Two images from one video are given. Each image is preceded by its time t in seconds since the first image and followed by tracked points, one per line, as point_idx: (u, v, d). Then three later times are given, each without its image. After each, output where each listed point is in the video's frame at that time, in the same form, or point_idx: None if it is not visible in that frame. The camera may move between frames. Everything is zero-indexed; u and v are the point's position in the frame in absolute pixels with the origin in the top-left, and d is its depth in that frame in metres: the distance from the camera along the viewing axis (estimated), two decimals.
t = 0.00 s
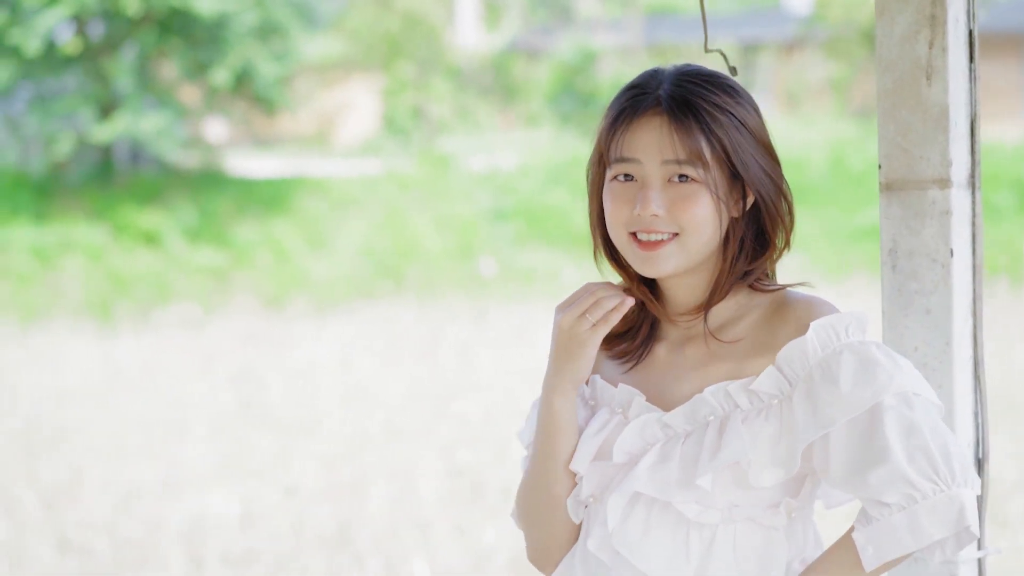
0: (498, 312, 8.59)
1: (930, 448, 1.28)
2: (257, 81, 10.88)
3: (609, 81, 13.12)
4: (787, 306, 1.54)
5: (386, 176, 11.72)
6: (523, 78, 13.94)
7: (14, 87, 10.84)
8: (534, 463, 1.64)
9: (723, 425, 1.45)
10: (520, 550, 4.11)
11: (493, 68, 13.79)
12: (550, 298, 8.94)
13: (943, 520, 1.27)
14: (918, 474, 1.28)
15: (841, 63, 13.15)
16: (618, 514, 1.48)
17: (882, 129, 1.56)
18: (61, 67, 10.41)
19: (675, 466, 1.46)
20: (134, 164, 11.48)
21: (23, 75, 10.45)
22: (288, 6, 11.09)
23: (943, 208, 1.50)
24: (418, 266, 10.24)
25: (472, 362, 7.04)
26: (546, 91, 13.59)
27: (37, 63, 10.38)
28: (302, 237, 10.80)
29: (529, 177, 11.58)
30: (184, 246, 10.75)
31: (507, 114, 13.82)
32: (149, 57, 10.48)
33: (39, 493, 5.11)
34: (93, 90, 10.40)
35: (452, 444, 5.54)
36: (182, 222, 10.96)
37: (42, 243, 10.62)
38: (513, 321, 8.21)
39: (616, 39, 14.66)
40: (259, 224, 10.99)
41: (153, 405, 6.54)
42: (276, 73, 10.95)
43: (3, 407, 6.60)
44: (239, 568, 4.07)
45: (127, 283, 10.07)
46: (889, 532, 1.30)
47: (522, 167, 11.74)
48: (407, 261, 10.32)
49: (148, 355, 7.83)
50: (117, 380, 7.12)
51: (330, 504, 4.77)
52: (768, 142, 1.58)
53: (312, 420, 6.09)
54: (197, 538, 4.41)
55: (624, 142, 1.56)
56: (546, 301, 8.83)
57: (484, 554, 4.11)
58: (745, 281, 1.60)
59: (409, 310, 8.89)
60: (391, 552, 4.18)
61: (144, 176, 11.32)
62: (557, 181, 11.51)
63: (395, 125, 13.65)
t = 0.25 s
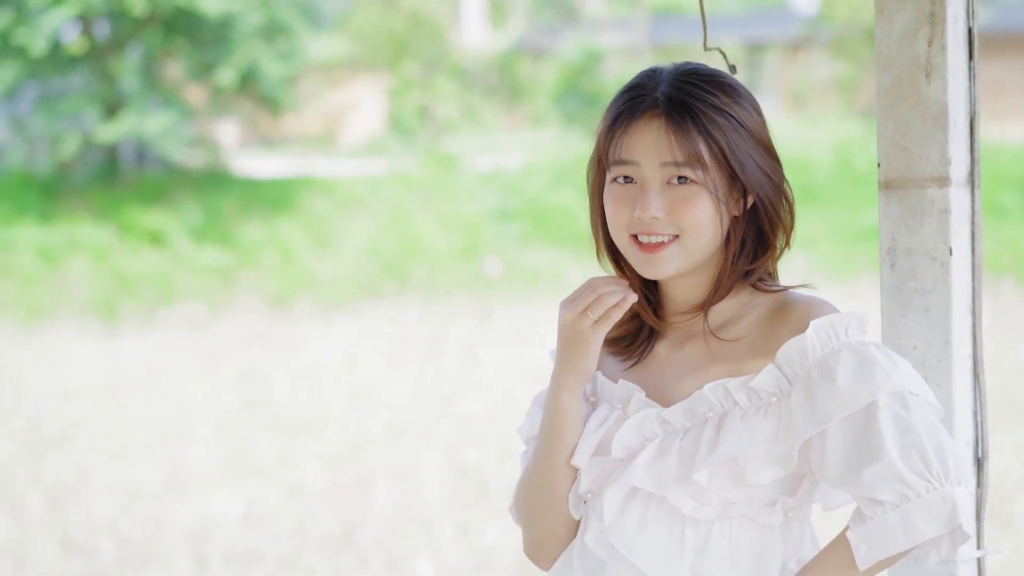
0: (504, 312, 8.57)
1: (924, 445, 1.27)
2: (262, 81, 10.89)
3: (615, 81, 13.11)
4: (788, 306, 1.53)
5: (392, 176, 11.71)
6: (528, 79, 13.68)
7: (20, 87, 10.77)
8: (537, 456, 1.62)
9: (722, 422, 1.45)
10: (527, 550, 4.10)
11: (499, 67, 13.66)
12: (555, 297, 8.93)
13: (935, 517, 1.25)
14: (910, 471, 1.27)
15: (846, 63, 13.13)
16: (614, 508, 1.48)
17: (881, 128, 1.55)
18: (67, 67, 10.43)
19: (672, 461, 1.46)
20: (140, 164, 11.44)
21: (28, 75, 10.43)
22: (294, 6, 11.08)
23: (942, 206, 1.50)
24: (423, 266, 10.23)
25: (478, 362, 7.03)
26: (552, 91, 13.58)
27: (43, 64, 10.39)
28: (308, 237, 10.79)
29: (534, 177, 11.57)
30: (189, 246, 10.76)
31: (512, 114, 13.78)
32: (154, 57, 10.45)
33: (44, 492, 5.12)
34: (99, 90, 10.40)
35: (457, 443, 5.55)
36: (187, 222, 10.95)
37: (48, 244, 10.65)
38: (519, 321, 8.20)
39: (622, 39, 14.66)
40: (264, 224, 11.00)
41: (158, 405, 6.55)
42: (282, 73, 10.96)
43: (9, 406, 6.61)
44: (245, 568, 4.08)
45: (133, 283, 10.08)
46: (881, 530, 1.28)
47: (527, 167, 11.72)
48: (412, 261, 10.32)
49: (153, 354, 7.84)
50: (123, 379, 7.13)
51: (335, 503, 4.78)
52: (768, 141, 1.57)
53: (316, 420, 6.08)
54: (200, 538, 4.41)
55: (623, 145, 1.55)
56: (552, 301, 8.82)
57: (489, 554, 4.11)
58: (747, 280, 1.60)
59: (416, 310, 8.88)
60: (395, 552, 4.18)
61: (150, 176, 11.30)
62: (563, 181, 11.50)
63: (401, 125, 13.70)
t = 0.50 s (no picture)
0: (507, 312, 8.58)
1: (915, 446, 1.27)
2: (265, 82, 10.92)
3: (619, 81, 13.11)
4: (787, 308, 1.53)
5: (395, 176, 11.72)
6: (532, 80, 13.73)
7: (23, 87, 10.65)
8: (538, 451, 1.60)
9: (719, 420, 1.45)
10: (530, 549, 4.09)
11: (502, 67, 13.60)
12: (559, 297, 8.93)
13: (926, 517, 1.26)
14: (902, 471, 1.27)
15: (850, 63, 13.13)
16: (610, 503, 1.48)
17: (878, 127, 1.55)
18: (72, 67, 10.42)
19: (669, 457, 1.46)
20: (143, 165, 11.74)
21: (32, 75, 10.37)
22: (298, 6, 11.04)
23: (938, 206, 1.50)
24: (426, 265, 10.23)
25: (481, 362, 7.03)
26: (556, 91, 13.58)
27: (46, 63, 10.35)
28: (311, 237, 10.79)
29: (538, 177, 11.56)
30: (193, 246, 10.77)
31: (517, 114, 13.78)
32: (158, 57, 10.49)
33: (47, 492, 5.11)
34: (103, 90, 10.41)
35: (460, 442, 5.55)
36: (191, 223, 10.99)
37: (51, 243, 10.65)
38: (523, 320, 8.20)
39: (625, 39, 14.68)
40: (268, 224, 11.02)
41: (161, 404, 6.56)
42: (285, 73, 10.98)
43: (12, 406, 6.60)
44: (248, 568, 4.08)
45: (137, 282, 10.08)
46: (872, 529, 1.29)
47: (531, 168, 11.71)
48: (415, 261, 10.31)
49: (157, 354, 7.84)
50: (126, 380, 7.12)
51: (338, 503, 4.77)
52: (765, 142, 1.57)
53: (320, 420, 6.09)
54: (203, 538, 4.42)
55: (620, 147, 1.55)
56: (556, 300, 8.82)
57: (493, 553, 4.11)
58: (747, 281, 1.59)
59: (420, 309, 8.89)
60: (397, 551, 4.17)
61: (153, 177, 11.50)
62: (567, 181, 11.50)
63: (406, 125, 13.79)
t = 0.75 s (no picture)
0: (512, 311, 8.59)
1: (905, 447, 1.27)
2: (270, 82, 10.96)
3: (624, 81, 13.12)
4: (786, 310, 1.52)
5: (400, 176, 11.73)
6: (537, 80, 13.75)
7: (28, 88, 10.73)
8: (540, 447, 1.59)
9: (718, 419, 1.44)
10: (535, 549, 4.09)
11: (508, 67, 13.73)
12: (563, 296, 8.92)
13: (914, 518, 1.25)
14: (891, 471, 1.26)
15: (854, 63, 13.13)
16: (607, 501, 1.48)
17: (875, 126, 1.55)
18: (76, 68, 10.43)
19: (667, 455, 1.45)
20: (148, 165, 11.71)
21: (37, 76, 10.42)
22: (302, 6, 11.05)
23: (935, 205, 1.50)
24: (431, 265, 10.23)
25: (486, 362, 7.03)
26: (561, 92, 13.61)
27: (51, 64, 10.40)
28: (316, 237, 10.80)
29: (543, 177, 11.55)
30: (197, 246, 10.78)
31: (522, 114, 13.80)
32: (162, 57, 10.51)
33: (51, 492, 5.11)
34: (108, 90, 10.40)
35: (465, 442, 5.56)
36: (196, 223, 11.01)
37: (56, 243, 10.66)
38: (528, 319, 8.21)
39: (630, 39, 14.71)
40: (273, 224, 11.03)
41: (165, 404, 6.57)
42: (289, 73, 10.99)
43: (17, 406, 6.62)
44: (254, 568, 4.08)
45: (142, 282, 10.10)
46: (862, 529, 1.28)
47: (536, 168, 11.70)
48: (420, 261, 10.31)
49: (161, 354, 7.86)
50: (131, 380, 7.14)
51: (342, 503, 4.78)
52: (765, 144, 1.56)
53: (324, 419, 6.10)
54: (207, 538, 4.43)
55: (618, 150, 1.55)
56: (560, 300, 8.81)
57: (499, 552, 4.12)
58: (746, 283, 1.58)
59: (425, 309, 8.90)
60: (401, 551, 4.18)
61: (158, 177, 11.52)
62: (572, 180, 11.49)
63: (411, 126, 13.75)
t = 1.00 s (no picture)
0: (515, 312, 8.59)
1: (894, 448, 1.27)
2: (272, 84, 10.98)
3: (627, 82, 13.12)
4: (783, 312, 1.52)
5: (404, 177, 11.73)
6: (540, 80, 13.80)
7: (31, 89, 10.73)
8: (538, 444, 1.58)
9: (713, 420, 1.44)
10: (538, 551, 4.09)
11: (511, 69, 13.74)
12: (566, 297, 8.92)
13: (900, 518, 1.25)
14: (879, 472, 1.26)
15: (856, 64, 13.13)
16: (602, 499, 1.48)
17: (870, 127, 1.55)
18: (80, 69, 10.46)
19: (662, 454, 1.45)
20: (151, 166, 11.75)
21: (40, 78, 10.47)
22: (305, 7, 11.08)
23: (930, 207, 1.50)
24: (434, 266, 10.23)
25: (488, 363, 7.04)
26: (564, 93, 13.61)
27: (54, 66, 10.44)
28: (319, 238, 10.81)
29: (546, 177, 11.53)
30: (200, 247, 10.79)
31: (524, 115, 13.82)
32: (165, 59, 10.52)
33: (53, 493, 5.11)
34: (111, 91, 10.39)
35: (467, 443, 5.56)
36: (199, 224, 11.01)
37: (59, 244, 10.68)
38: (531, 320, 8.20)
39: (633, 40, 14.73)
40: (276, 225, 11.04)
41: (167, 405, 6.57)
42: (293, 75, 11.01)
43: (19, 407, 6.62)
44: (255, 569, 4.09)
45: (144, 283, 10.09)
46: (849, 529, 1.28)
47: (539, 168, 11.68)
48: (422, 262, 10.31)
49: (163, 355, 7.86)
50: (133, 381, 7.14)
51: (343, 503, 4.78)
52: (760, 147, 1.56)
53: (326, 420, 6.11)
54: (208, 539, 4.43)
55: (615, 154, 1.55)
56: (562, 301, 8.81)
57: (501, 553, 4.12)
58: (743, 284, 1.58)
59: (427, 310, 8.91)
60: (402, 551, 4.19)
61: (161, 179, 11.51)
62: (575, 181, 11.49)
63: (412, 127, 13.54)
